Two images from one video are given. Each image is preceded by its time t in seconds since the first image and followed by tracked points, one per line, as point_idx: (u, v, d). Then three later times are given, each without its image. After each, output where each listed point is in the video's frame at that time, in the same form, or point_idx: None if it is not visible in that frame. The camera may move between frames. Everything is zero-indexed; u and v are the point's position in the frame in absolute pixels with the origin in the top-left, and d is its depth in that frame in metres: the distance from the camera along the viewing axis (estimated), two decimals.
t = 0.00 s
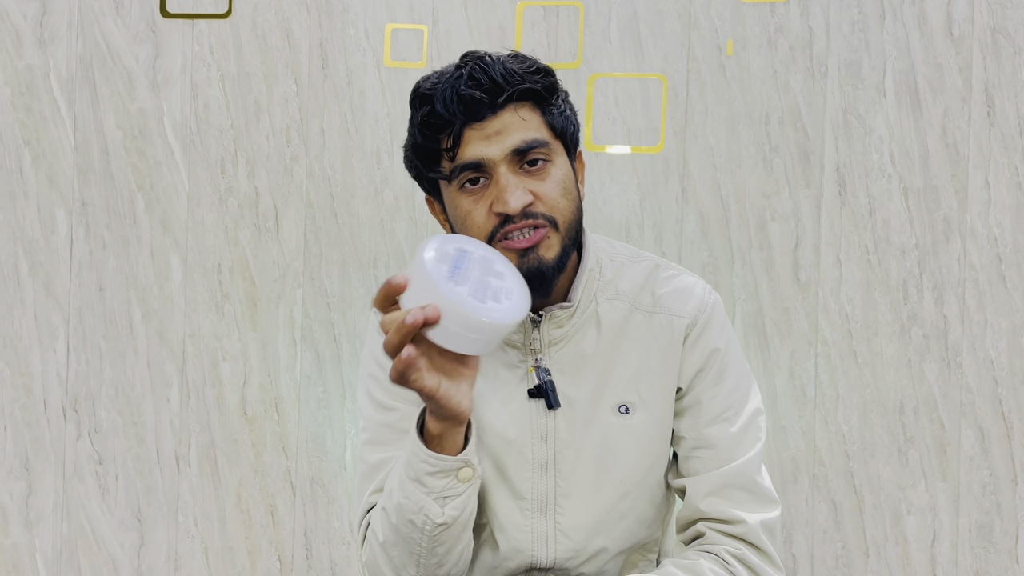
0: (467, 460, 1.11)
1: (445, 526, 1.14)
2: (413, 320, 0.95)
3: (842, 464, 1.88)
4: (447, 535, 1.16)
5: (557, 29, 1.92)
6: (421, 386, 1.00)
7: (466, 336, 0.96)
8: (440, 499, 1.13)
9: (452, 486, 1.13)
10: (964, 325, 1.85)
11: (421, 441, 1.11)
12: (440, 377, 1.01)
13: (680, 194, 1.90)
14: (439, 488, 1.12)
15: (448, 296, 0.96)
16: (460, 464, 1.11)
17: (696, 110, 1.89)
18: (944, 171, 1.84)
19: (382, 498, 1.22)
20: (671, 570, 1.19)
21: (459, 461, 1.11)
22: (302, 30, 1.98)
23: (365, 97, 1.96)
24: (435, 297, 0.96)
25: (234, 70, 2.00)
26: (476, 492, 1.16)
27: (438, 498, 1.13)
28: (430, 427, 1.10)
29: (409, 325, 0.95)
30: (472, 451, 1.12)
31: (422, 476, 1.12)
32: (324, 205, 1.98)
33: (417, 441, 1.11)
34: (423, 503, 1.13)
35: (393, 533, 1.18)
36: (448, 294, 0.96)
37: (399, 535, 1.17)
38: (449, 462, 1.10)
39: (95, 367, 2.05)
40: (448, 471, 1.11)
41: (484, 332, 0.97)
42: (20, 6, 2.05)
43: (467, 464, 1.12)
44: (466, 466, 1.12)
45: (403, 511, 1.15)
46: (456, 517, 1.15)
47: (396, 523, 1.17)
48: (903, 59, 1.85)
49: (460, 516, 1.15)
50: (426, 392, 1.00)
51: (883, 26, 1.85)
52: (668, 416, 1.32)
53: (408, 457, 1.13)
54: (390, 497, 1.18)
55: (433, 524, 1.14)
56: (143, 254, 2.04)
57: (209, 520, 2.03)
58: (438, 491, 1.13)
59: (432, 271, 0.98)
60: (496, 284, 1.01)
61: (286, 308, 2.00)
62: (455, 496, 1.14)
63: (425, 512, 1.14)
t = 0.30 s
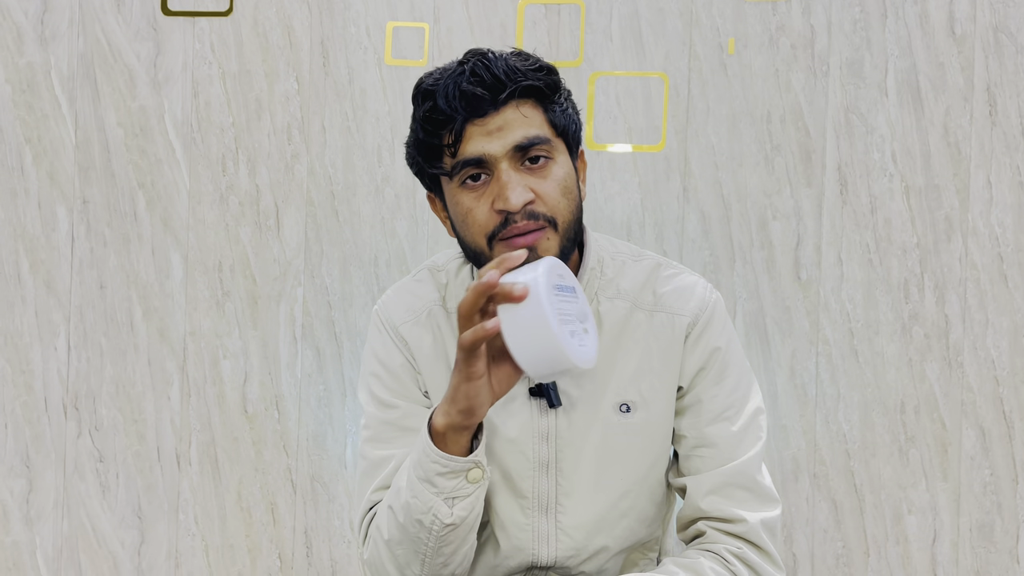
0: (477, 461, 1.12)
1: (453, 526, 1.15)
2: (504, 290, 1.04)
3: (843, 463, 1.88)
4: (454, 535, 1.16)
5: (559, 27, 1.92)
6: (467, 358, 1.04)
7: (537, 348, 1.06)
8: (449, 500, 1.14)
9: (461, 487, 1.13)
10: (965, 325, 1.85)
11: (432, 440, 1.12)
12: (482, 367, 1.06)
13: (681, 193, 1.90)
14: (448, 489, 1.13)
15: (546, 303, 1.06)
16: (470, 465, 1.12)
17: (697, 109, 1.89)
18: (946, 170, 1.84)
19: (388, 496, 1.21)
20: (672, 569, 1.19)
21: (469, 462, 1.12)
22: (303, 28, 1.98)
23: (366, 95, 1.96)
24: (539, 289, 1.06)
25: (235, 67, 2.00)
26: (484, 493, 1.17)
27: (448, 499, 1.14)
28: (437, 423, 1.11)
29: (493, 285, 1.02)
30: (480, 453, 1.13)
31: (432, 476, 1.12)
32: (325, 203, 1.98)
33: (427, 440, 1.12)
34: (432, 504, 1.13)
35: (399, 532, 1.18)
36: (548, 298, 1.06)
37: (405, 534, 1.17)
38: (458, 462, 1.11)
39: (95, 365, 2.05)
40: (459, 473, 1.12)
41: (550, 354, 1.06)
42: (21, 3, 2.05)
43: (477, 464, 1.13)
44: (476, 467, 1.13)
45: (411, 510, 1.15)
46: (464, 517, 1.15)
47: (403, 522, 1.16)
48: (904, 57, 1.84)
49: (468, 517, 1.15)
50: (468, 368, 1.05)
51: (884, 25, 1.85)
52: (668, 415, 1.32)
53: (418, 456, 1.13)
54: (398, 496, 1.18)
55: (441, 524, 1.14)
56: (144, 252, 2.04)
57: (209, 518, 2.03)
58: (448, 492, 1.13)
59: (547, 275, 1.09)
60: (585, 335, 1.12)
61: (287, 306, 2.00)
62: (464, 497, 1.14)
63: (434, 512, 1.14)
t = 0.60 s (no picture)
0: (478, 451, 1.15)
1: (454, 516, 1.15)
2: (534, 279, 1.10)
3: (845, 463, 1.87)
4: (455, 526, 1.16)
5: (561, 25, 1.91)
6: (486, 340, 1.12)
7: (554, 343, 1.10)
8: (449, 489, 1.15)
9: (462, 476, 1.15)
10: (967, 325, 1.84)
11: (432, 429, 1.15)
12: (490, 355, 1.13)
13: (683, 192, 1.90)
14: (449, 478, 1.15)
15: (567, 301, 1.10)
16: (471, 454, 1.15)
17: (699, 108, 1.89)
18: (949, 170, 1.84)
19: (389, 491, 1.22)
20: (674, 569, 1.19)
21: (470, 451, 1.14)
22: (305, 26, 1.98)
23: (368, 93, 1.96)
24: (561, 284, 1.11)
25: (237, 65, 2.00)
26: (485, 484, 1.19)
27: (449, 488, 1.15)
28: (436, 410, 1.15)
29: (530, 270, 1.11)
30: (481, 443, 1.16)
31: (433, 465, 1.14)
32: (326, 201, 1.98)
33: (427, 429, 1.14)
34: (433, 492, 1.14)
35: (400, 524, 1.18)
36: (568, 295, 1.10)
37: (406, 526, 1.17)
38: (459, 450, 1.14)
39: (96, 362, 2.05)
40: (460, 461, 1.14)
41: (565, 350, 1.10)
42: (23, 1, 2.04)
43: (478, 454, 1.15)
44: (477, 456, 1.15)
45: (413, 500, 1.15)
46: (465, 507, 1.16)
47: (404, 513, 1.17)
48: (908, 57, 1.84)
49: (469, 507, 1.16)
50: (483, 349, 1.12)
51: (888, 24, 1.84)
52: (671, 414, 1.32)
53: (419, 446, 1.16)
54: (400, 488, 1.19)
55: (442, 513, 1.15)
56: (146, 250, 2.03)
57: (210, 516, 2.03)
58: (448, 481, 1.15)
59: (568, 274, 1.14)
60: (597, 340, 1.16)
61: (289, 304, 2.00)
62: (464, 486, 1.16)
63: (435, 502, 1.15)
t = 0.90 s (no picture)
0: (480, 454, 1.15)
1: (455, 518, 1.15)
2: (541, 285, 1.10)
3: (845, 464, 1.87)
4: (455, 528, 1.16)
5: (562, 25, 1.91)
6: (491, 344, 1.11)
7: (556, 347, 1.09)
8: (451, 491, 1.15)
9: (464, 479, 1.15)
10: (968, 326, 1.84)
11: (433, 431, 1.14)
12: (494, 358, 1.12)
13: (684, 192, 1.90)
14: (450, 480, 1.14)
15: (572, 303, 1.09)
16: (473, 457, 1.14)
17: (700, 108, 1.88)
18: (950, 171, 1.84)
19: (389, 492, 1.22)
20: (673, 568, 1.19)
21: (472, 453, 1.14)
22: (306, 25, 1.98)
23: (369, 92, 1.96)
24: (569, 291, 1.10)
25: (238, 64, 2.00)
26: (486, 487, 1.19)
27: (450, 490, 1.15)
28: (437, 411, 1.15)
29: (538, 275, 1.10)
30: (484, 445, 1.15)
31: (435, 467, 1.14)
32: (327, 200, 1.98)
33: (430, 432, 1.14)
34: (434, 495, 1.14)
35: (401, 525, 1.18)
36: (575, 301, 1.09)
37: (407, 528, 1.17)
38: (461, 452, 1.14)
39: (96, 361, 2.05)
40: (461, 463, 1.14)
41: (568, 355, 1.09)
42: None
43: (479, 456, 1.15)
44: (479, 458, 1.15)
45: (413, 502, 1.15)
46: (466, 510, 1.16)
47: (405, 515, 1.17)
48: (910, 57, 1.84)
49: (470, 510, 1.16)
50: (488, 352, 1.11)
51: (889, 25, 1.84)
52: (672, 414, 1.32)
53: (420, 448, 1.15)
54: (400, 488, 1.19)
55: (443, 516, 1.15)
56: (146, 248, 2.03)
57: (209, 515, 2.03)
58: (450, 483, 1.15)
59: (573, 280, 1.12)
60: (601, 347, 1.15)
61: (289, 303, 2.00)
62: (466, 489, 1.16)
63: (435, 504, 1.14)
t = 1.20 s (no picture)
0: (460, 484, 1.10)
1: (437, 547, 1.13)
2: (533, 366, 0.87)
3: (844, 469, 1.87)
4: (439, 554, 1.15)
5: (562, 28, 1.91)
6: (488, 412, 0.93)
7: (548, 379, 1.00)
8: (432, 521, 1.12)
9: (443, 508, 1.11)
10: (968, 331, 1.84)
11: (413, 463, 1.09)
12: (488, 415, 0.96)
13: (683, 196, 1.89)
14: (430, 511, 1.11)
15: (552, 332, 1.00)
16: (454, 487, 1.09)
17: (700, 112, 1.88)
18: (950, 176, 1.83)
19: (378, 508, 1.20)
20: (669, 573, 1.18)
21: (452, 484, 1.09)
22: (306, 27, 1.98)
23: (368, 95, 1.96)
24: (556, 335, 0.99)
25: (237, 66, 1.99)
26: (470, 512, 1.15)
27: (430, 520, 1.12)
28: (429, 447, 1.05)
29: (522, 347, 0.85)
30: (467, 473, 1.10)
31: (414, 498, 1.10)
32: (326, 203, 1.98)
33: (410, 465, 1.09)
34: (415, 524, 1.12)
35: (386, 545, 1.17)
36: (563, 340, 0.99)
37: (392, 548, 1.16)
38: (439, 486, 1.09)
39: (94, 363, 2.05)
40: (440, 496, 1.09)
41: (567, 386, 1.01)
42: None
43: (459, 487, 1.10)
44: (459, 488, 1.10)
45: (395, 528, 1.13)
46: (448, 538, 1.13)
47: (389, 537, 1.15)
48: (909, 62, 1.84)
49: (452, 537, 1.14)
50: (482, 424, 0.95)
51: (889, 29, 1.84)
52: (672, 417, 1.31)
53: (401, 477, 1.11)
54: (384, 510, 1.17)
55: (424, 544, 1.13)
56: (144, 250, 2.03)
57: (206, 518, 2.02)
58: (430, 514, 1.11)
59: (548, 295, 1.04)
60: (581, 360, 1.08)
61: (287, 306, 1.99)
62: (447, 517, 1.12)
63: (416, 533, 1.12)
